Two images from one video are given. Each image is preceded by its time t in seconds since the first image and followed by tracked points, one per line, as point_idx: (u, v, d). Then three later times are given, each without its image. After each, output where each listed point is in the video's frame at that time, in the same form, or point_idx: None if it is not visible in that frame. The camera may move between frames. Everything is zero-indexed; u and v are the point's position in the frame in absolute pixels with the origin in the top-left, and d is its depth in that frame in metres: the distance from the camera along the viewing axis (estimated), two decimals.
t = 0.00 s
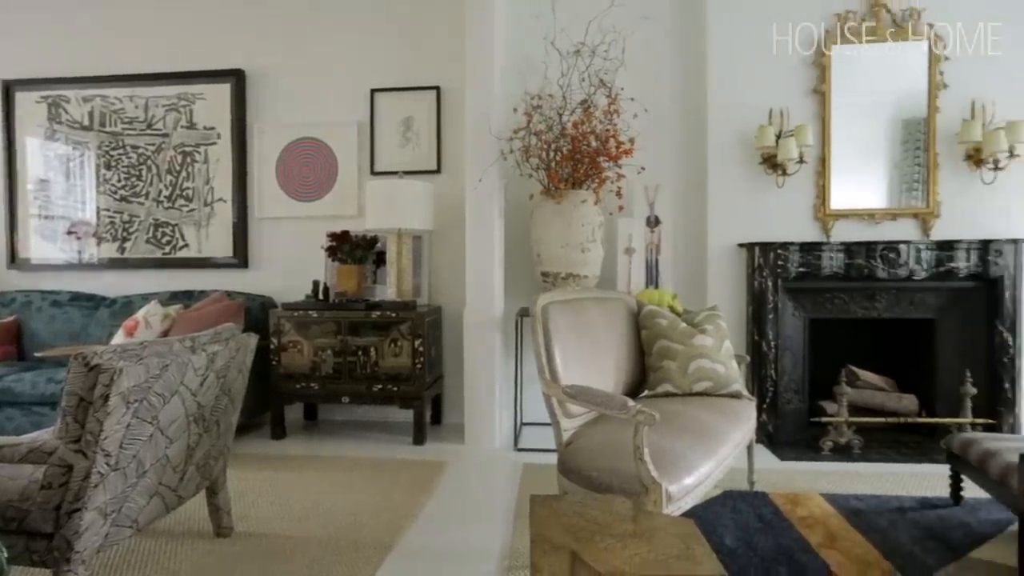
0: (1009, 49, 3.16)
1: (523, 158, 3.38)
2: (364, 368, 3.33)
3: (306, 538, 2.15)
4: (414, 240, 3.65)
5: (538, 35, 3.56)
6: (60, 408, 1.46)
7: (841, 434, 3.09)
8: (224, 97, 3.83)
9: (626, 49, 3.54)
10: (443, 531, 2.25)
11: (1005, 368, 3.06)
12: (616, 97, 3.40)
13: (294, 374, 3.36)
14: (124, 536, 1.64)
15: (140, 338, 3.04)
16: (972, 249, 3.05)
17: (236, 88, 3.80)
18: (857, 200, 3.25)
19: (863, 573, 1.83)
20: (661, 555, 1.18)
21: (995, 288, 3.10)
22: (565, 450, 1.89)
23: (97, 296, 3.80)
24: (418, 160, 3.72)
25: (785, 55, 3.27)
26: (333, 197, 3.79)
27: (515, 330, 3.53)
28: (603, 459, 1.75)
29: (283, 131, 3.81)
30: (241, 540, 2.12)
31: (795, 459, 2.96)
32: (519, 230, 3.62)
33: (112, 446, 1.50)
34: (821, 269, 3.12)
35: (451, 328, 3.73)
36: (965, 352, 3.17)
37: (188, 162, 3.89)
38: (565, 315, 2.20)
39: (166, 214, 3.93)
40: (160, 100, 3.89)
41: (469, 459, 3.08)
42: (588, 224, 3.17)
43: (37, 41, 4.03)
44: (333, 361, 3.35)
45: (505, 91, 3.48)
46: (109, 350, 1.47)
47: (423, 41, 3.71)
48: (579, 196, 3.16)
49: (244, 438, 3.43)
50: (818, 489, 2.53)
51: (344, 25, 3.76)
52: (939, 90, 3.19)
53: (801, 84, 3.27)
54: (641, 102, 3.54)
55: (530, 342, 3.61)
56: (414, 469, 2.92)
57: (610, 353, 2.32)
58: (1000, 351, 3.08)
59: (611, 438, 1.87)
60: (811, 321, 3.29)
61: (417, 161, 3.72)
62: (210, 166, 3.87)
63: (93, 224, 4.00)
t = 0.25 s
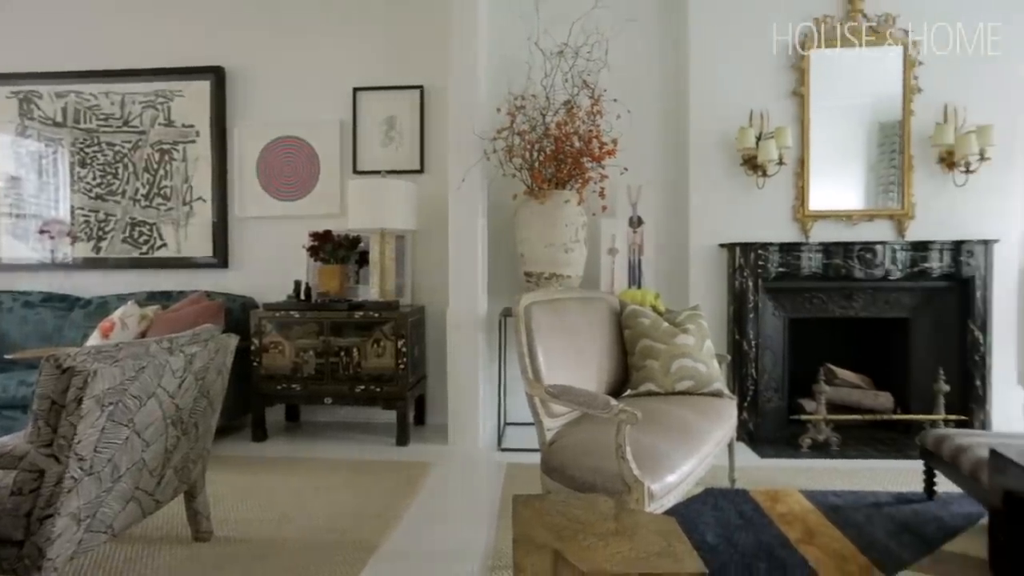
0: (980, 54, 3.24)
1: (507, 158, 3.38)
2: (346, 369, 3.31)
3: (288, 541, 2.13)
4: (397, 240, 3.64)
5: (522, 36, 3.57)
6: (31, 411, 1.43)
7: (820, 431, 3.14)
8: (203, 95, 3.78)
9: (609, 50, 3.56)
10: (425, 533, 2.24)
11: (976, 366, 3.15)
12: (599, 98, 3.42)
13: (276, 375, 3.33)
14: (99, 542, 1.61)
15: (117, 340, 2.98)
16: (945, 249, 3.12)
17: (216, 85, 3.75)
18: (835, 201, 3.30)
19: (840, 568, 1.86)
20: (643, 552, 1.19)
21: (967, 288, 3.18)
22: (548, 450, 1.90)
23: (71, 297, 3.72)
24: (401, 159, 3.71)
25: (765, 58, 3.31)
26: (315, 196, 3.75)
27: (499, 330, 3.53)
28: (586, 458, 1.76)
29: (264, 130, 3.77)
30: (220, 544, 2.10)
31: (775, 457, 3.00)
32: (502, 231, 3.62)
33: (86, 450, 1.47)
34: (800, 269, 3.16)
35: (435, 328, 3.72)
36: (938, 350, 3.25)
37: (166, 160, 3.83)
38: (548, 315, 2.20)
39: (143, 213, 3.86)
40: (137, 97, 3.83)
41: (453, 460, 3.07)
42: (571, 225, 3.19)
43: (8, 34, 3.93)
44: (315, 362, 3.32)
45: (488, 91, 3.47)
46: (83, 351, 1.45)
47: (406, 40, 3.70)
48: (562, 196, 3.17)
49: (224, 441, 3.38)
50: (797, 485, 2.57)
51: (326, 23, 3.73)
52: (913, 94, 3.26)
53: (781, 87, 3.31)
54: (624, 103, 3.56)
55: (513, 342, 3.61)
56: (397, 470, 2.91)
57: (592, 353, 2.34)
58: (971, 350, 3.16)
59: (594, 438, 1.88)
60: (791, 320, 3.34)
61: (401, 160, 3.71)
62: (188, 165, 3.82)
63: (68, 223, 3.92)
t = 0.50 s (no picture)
0: (953, 59, 3.31)
1: (491, 158, 3.38)
2: (328, 370, 3.28)
3: (268, 544, 2.11)
4: (380, 239, 3.61)
5: (505, 36, 3.57)
6: None
7: (799, 429, 3.18)
8: (182, 92, 3.72)
9: (592, 51, 3.57)
10: (409, 534, 2.23)
11: (949, 364, 3.22)
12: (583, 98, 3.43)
13: (257, 377, 3.29)
14: (73, 548, 1.58)
15: (91, 341, 2.92)
16: (920, 250, 3.19)
17: (195, 82, 3.70)
18: (814, 202, 3.35)
19: (818, 563, 1.89)
20: (627, 550, 1.20)
21: (940, 288, 3.25)
22: (532, 450, 1.90)
23: (44, 297, 3.64)
24: (384, 159, 3.69)
25: (747, 60, 3.35)
26: (297, 196, 3.72)
27: (482, 330, 3.53)
28: (569, 458, 1.76)
29: (245, 128, 3.72)
30: (199, 548, 2.07)
31: (756, 454, 3.04)
32: (486, 231, 3.62)
33: (59, 454, 1.44)
34: (780, 269, 3.21)
35: (418, 328, 3.71)
36: (913, 349, 3.31)
37: (144, 158, 3.77)
38: (531, 315, 2.20)
39: (120, 211, 3.79)
40: (113, 93, 3.75)
41: (436, 460, 3.07)
42: (555, 225, 3.19)
43: None
44: (297, 363, 3.29)
45: (472, 91, 3.47)
46: (56, 353, 1.42)
47: (389, 38, 3.68)
48: (545, 197, 3.18)
49: (204, 443, 3.33)
50: (777, 483, 2.60)
51: (308, 20, 3.70)
52: (889, 98, 3.32)
53: (761, 89, 3.36)
54: (607, 103, 3.57)
55: (497, 342, 3.61)
56: (380, 471, 2.89)
57: (575, 352, 2.34)
58: (944, 348, 3.23)
59: (577, 437, 1.89)
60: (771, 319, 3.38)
61: (383, 160, 3.68)
62: (166, 162, 3.76)
63: (41, 221, 3.82)
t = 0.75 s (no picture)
0: (927, 64, 3.37)
1: (474, 158, 3.38)
2: (310, 371, 3.25)
3: (249, 547, 2.08)
4: (362, 239, 3.59)
5: (489, 35, 3.57)
6: None
7: (779, 427, 3.23)
8: (160, 88, 3.66)
9: (575, 52, 3.58)
10: (392, 535, 2.22)
11: (923, 362, 3.29)
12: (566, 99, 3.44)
13: (237, 378, 3.25)
14: (45, 556, 1.53)
15: (66, 343, 2.86)
16: (895, 250, 3.25)
17: (174, 79, 3.64)
18: (793, 203, 3.40)
19: (797, 559, 1.92)
20: (610, 549, 1.21)
21: (915, 288, 3.32)
22: (515, 449, 1.90)
23: (16, 298, 3.54)
24: (367, 158, 3.66)
25: (728, 63, 3.38)
26: (278, 195, 3.68)
27: (466, 330, 3.52)
28: (552, 457, 1.77)
29: (225, 126, 3.67)
30: (178, 552, 2.04)
31: (737, 452, 3.08)
32: (469, 231, 3.61)
33: (30, 459, 1.44)
34: (760, 270, 3.25)
35: (401, 328, 3.69)
36: (889, 347, 3.38)
37: (121, 155, 3.70)
38: (514, 315, 2.21)
39: (96, 210, 3.72)
40: (88, 89, 3.67)
41: (420, 461, 3.05)
42: (538, 225, 3.20)
43: None
44: (279, 364, 3.25)
45: (456, 90, 3.46)
46: (28, 357, 1.44)
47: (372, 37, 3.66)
48: (529, 197, 3.19)
49: (182, 446, 3.28)
50: (757, 480, 2.63)
51: (290, 18, 3.66)
52: (866, 101, 3.38)
53: (742, 92, 3.39)
54: (590, 104, 3.59)
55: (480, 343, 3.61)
56: (363, 472, 2.88)
57: (559, 352, 2.35)
58: (919, 346, 3.30)
59: (560, 437, 1.90)
60: (751, 319, 3.42)
61: (366, 159, 3.66)
62: (144, 160, 3.70)
63: (13, 220, 3.71)
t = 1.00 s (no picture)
0: (903, 68, 3.44)
1: (458, 158, 3.37)
2: (293, 372, 3.22)
3: (228, 551, 2.06)
4: (345, 239, 3.57)
5: (473, 35, 3.57)
6: None
7: (760, 425, 3.27)
8: (137, 85, 3.60)
9: (559, 53, 3.59)
10: (375, 537, 2.21)
11: (899, 359, 3.36)
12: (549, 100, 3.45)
13: (217, 379, 3.21)
14: (16, 563, 1.46)
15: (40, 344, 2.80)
16: (872, 251, 3.31)
17: (152, 75, 3.58)
18: (774, 204, 3.44)
19: (778, 555, 1.94)
20: (594, 548, 1.21)
21: (891, 287, 3.38)
22: (499, 450, 1.90)
23: None
24: (350, 157, 3.64)
25: (710, 65, 3.42)
26: (259, 194, 3.64)
27: (449, 330, 3.52)
28: (535, 457, 1.78)
29: (205, 124, 3.63)
30: (155, 557, 2.00)
31: (719, 450, 3.11)
32: (453, 230, 3.60)
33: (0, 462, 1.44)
34: (742, 270, 3.28)
35: (384, 329, 3.67)
36: (867, 346, 3.44)
37: (96, 153, 3.63)
38: (498, 316, 2.21)
39: (71, 208, 3.64)
40: (63, 84, 3.59)
41: (403, 462, 3.04)
42: (522, 225, 3.20)
43: None
44: (260, 365, 3.22)
45: (440, 90, 3.45)
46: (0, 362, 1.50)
47: (355, 35, 3.63)
48: (513, 197, 3.19)
49: (161, 449, 3.23)
50: (738, 478, 2.66)
51: (271, 15, 3.62)
52: (844, 104, 3.44)
53: (724, 93, 3.43)
54: (574, 105, 3.60)
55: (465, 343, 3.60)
56: (346, 474, 2.86)
57: (542, 352, 2.36)
58: (895, 345, 3.36)
59: (543, 437, 1.90)
60: (733, 319, 3.46)
61: (349, 158, 3.64)
62: (121, 158, 3.63)
63: None
